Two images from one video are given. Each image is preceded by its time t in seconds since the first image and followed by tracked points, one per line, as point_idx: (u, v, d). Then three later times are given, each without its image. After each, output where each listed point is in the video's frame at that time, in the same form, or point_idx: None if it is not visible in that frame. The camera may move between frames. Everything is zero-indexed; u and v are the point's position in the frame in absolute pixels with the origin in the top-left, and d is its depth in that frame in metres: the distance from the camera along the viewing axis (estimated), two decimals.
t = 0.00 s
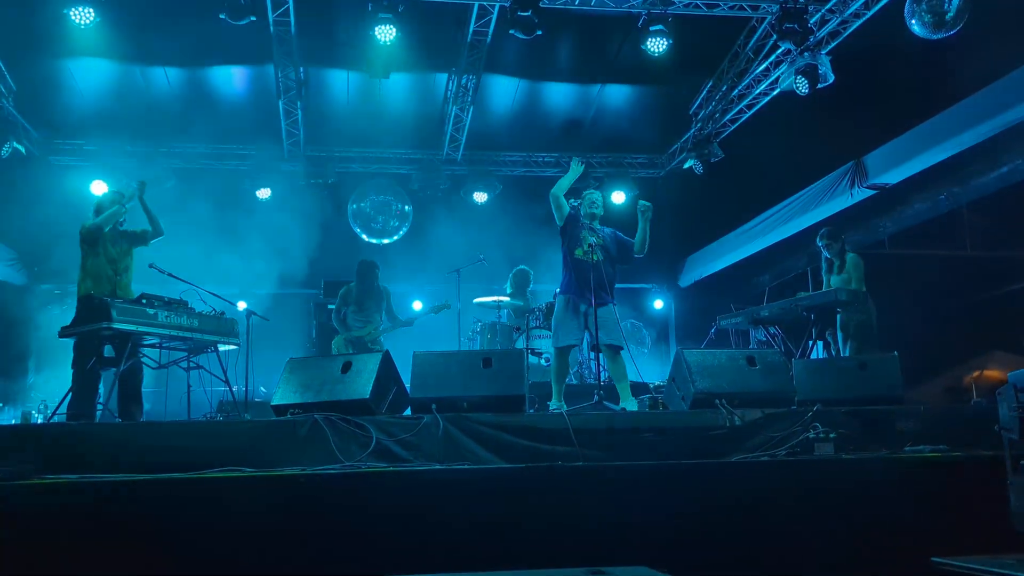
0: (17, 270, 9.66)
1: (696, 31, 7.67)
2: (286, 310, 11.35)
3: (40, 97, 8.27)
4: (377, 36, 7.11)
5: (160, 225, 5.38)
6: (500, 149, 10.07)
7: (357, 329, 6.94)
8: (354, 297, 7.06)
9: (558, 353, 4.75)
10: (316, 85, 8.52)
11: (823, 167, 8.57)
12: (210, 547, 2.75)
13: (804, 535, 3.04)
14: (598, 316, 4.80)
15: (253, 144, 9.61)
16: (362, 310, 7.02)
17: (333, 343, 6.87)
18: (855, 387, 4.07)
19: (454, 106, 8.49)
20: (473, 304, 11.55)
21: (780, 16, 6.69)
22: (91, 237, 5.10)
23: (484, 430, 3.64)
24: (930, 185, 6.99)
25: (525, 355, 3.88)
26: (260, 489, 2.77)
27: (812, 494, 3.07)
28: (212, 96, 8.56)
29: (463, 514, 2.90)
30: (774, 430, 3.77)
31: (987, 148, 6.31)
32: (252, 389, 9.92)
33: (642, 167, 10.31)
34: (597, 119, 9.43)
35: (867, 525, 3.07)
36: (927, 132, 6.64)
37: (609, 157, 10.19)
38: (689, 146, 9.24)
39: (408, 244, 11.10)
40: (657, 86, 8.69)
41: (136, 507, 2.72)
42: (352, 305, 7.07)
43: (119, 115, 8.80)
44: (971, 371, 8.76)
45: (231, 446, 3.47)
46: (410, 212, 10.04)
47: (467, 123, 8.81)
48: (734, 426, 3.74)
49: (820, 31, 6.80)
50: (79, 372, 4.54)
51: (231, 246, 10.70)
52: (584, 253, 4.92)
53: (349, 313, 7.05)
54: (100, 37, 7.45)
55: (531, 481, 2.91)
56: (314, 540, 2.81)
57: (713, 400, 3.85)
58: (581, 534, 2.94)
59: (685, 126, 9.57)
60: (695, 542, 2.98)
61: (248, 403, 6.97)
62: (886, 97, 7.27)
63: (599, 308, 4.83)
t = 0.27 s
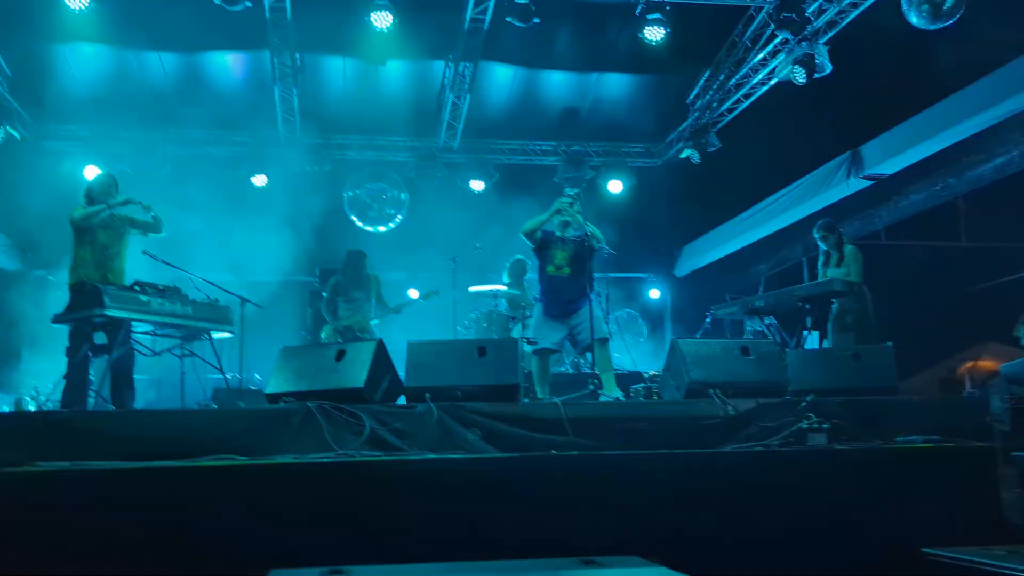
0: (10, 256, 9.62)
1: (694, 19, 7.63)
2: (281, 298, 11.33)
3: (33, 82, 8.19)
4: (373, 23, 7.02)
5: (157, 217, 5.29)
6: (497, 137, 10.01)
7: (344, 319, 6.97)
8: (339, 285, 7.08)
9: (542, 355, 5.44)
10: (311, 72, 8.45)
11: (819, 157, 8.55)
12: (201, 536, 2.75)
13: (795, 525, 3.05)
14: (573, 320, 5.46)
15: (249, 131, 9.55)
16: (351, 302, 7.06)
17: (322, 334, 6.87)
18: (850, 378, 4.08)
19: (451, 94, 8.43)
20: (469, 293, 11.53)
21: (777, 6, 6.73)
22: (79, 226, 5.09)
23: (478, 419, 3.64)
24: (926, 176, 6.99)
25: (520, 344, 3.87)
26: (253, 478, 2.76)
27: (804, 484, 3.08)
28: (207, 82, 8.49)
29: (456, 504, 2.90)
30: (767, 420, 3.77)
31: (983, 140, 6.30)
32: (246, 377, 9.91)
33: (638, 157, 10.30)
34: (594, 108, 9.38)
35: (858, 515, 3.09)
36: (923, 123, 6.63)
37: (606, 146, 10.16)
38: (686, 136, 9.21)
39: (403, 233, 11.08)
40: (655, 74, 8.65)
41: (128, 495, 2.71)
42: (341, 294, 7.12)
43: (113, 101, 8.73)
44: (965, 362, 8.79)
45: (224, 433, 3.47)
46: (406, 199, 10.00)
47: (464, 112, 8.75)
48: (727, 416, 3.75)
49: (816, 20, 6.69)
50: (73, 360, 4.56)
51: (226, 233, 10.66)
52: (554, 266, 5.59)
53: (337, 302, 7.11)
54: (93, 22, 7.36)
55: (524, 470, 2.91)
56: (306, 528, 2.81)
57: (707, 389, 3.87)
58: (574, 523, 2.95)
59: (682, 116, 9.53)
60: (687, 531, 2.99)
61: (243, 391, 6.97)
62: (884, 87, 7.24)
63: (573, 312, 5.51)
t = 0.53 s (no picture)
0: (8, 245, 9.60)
1: (694, 9, 7.59)
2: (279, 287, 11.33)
3: (30, 70, 8.13)
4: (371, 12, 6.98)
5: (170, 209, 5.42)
6: (495, 127, 9.98)
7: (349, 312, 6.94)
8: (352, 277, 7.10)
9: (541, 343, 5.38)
10: (310, 60, 8.40)
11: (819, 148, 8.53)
12: (198, 524, 2.76)
13: (792, 516, 3.07)
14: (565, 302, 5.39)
15: (247, 120, 9.53)
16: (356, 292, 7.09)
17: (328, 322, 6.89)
18: (847, 369, 4.08)
19: (450, 84, 8.39)
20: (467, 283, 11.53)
21: None
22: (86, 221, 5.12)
23: (475, 409, 3.65)
24: (925, 168, 6.98)
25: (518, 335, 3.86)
26: (253, 468, 2.77)
27: (801, 476, 3.09)
28: (205, 70, 8.44)
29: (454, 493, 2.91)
30: (765, 411, 3.78)
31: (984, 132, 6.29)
32: (244, 366, 9.92)
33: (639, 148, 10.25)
34: (593, 98, 9.35)
35: (854, 506, 3.10)
36: (924, 115, 6.61)
37: (605, 136, 10.14)
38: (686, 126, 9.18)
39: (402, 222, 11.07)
40: (654, 64, 8.62)
41: (128, 485, 2.72)
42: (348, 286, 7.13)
43: (111, 89, 8.69)
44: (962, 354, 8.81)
45: (222, 422, 3.47)
46: (404, 190, 9.98)
47: (462, 102, 8.71)
48: (724, 407, 3.76)
49: (817, 11, 6.65)
50: (77, 346, 4.59)
51: (224, 222, 10.64)
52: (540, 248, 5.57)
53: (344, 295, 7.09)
54: (91, 10, 7.31)
55: (521, 460, 2.91)
56: (303, 516, 2.82)
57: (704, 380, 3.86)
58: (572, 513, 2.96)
59: (681, 106, 9.50)
60: (685, 522, 3.01)
61: (241, 380, 6.98)
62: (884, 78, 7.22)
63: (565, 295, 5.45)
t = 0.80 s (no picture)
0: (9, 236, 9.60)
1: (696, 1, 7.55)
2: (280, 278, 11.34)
3: (31, 61, 8.10)
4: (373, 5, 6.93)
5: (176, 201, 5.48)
6: (496, 120, 9.96)
7: (347, 299, 6.96)
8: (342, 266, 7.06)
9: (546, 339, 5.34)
10: (311, 52, 8.37)
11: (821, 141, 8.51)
12: (201, 514, 2.76)
13: (792, 507, 3.08)
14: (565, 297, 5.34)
15: (247, 112, 9.51)
16: (352, 282, 7.08)
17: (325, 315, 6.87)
18: (848, 362, 4.09)
19: (451, 76, 8.36)
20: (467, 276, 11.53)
21: None
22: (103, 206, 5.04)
23: (477, 401, 3.65)
24: (928, 161, 6.96)
25: (519, 327, 3.87)
26: (255, 459, 2.77)
27: (802, 468, 3.10)
28: (206, 62, 8.41)
29: (455, 485, 2.92)
30: (767, 403, 3.79)
31: (987, 125, 6.27)
32: (245, 358, 9.94)
33: (638, 140, 10.31)
34: (594, 90, 9.32)
35: (854, 498, 3.11)
36: (928, 107, 6.58)
37: (606, 129, 10.13)
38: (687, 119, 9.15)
39: (403, 214, 11.07)
40: (655, 57, 8.59)
41: (130, 475, 2.72)
42: (343, 276, 7.11)
43: (112, 80, 8.66)
44: (962, 347, 8.81)
45: (224, 413, 3.47)
46: (405, 182, 9.96)
47: (464, 94, 8.69)
48: (726, 399, 3.75)
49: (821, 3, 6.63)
50: (82, 336, 4.57)
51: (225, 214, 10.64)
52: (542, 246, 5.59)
53: (339, 283, 7.10)
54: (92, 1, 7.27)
55: (521, 451, 2.92)
56: (305, 507, 2.83)
57: (706, 372, 3.86)
58: (573, 505, 2.97)
59: (682, 98, 9.47)
60: (685, 513, 3.02)
61: (242, 371, 6.99)
62: (888, 70, 7.18)
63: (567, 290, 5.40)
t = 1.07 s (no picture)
0: (8, 233, 9.60)
1: None
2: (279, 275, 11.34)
3: (29, 57, 8.07)
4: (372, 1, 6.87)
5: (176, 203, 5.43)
6: (496, 116, 9.95)
7: (341, 300, 6.95)
8: (333, 265, 7.10)
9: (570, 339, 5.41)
10: (310, 49, 8.36)
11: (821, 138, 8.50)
12: (200, 511, 2.77)
13: (791, 505, 3.09)
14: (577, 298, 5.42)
15: (246, 108, 9.50)
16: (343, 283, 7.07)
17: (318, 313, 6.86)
18: (848, 359, 4.09)
19: (450, 72, 8.35)
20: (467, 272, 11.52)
21: None
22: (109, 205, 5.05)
23: (476, 398, 3.66)
24: (927, 159, 6.96)
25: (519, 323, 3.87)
26: (254, 457, 2.78)
27: (800, 466, 3.10)
28: (205, 58, 8.39)
29: (455, 484, 2.92)
30: (765, 400, 3.79)
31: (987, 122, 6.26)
32: (245, 354, 9.95)
33: (638, 137, 10.27)
34: (594, 87, 9.31)
35: (853, 495, 3.11)
36: (928, 104, 6.59)
37: (606, 126, 10.12)
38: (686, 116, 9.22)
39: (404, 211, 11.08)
40: (655, 53, 8.58)
41: (130, 473, 2.73)
42: (334, 276, 7.12)
43: (111, 76, 8.63)
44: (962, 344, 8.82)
45: (223, 410, 3.47)
46: (405, 178, 9.93)
47: (463, 91, 8.68)
48: (725, 396, 3.75)
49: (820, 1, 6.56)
50: (82, 332, 4.56)
51: (226, 210, 10.63)
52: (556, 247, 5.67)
53: (330, 282, 7.10)
54: None
55: (521, 448, 2.92)
56: (304, 503, 2.83)
57: (706, 369, 3.86)
58: (571, 503, 2.97)
59: (682, 95, 9.47)
60: (684, 511, 3.03)
61: (241, 368, 6.99)
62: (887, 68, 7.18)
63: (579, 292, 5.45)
